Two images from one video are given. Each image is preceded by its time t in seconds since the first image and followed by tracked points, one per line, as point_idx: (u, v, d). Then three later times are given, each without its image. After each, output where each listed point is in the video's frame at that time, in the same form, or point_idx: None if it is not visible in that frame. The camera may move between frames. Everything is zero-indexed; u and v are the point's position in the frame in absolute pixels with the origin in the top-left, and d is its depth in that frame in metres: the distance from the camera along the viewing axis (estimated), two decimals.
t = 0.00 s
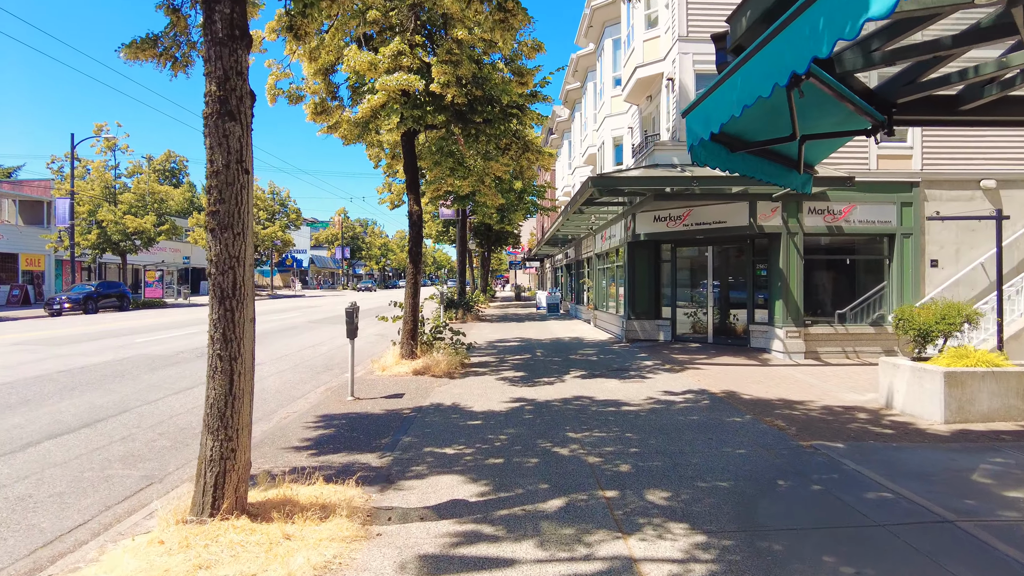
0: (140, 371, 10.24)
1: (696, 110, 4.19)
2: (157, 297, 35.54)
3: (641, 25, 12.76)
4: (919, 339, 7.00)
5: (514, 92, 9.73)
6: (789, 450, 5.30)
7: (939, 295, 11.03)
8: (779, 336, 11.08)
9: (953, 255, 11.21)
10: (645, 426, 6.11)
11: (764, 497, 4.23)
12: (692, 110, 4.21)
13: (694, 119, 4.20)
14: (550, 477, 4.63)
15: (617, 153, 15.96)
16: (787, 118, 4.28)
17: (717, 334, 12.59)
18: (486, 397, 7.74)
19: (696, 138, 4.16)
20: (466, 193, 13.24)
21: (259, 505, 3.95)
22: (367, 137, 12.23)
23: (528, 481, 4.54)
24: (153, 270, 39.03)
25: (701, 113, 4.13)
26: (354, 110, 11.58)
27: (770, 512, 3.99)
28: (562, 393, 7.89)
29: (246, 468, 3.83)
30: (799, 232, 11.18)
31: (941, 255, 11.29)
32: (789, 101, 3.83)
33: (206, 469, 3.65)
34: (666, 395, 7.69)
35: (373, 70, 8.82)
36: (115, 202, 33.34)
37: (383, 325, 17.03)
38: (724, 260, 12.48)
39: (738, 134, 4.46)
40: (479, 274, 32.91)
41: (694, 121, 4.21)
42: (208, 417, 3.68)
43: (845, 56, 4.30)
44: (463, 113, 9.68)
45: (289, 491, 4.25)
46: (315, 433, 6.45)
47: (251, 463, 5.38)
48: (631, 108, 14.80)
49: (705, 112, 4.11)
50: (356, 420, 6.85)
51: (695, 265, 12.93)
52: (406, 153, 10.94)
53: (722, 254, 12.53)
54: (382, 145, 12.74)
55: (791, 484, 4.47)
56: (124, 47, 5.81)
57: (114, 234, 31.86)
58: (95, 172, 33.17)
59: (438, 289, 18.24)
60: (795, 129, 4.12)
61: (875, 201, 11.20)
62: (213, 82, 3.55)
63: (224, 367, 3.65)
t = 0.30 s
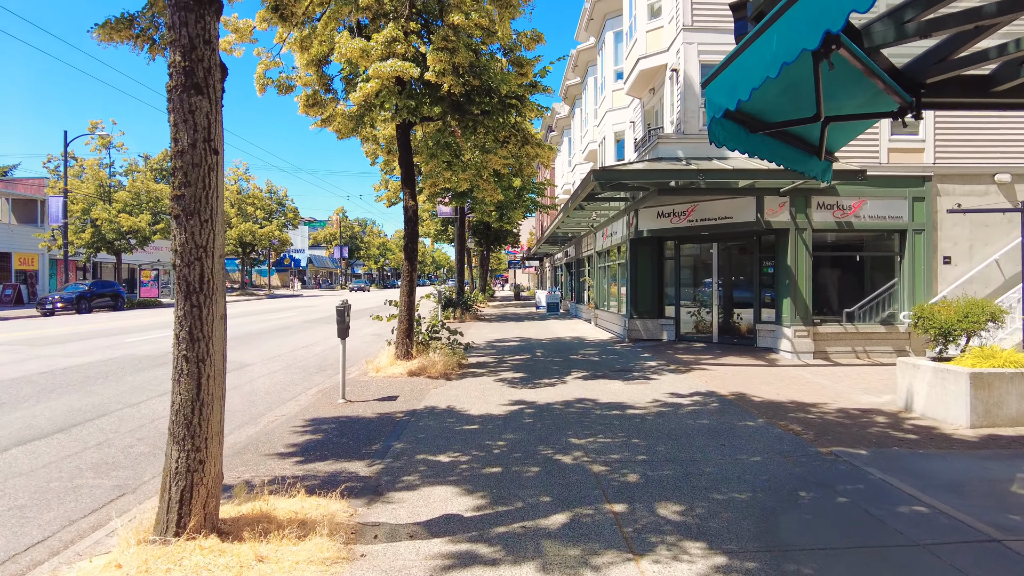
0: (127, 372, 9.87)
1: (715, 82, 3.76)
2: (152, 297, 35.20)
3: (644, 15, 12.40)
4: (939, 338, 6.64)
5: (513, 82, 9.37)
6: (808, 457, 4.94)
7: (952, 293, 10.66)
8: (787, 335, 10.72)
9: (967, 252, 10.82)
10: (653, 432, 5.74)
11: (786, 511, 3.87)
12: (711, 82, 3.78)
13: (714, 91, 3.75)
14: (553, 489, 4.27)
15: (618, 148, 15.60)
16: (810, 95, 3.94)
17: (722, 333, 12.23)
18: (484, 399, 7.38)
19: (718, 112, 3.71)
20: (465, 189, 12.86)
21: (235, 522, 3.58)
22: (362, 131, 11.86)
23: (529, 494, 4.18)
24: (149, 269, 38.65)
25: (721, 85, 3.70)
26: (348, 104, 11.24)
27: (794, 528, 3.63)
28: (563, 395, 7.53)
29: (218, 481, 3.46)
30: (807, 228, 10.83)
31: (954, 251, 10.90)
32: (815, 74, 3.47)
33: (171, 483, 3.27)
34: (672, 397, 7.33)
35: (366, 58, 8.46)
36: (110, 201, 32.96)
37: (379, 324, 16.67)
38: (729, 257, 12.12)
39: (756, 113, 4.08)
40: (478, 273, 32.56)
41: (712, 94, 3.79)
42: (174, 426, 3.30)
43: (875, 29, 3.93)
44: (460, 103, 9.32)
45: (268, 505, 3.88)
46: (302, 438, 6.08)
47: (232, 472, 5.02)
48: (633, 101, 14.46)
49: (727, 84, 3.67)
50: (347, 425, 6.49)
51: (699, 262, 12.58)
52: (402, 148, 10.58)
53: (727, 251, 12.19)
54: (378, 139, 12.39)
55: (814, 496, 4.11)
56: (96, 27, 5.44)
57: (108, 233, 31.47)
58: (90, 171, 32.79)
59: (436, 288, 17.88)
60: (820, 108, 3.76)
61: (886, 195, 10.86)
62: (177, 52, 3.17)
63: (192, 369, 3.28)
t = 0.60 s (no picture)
0: (109, 379, 9.48)
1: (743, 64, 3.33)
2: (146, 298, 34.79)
3: (646, 10, 12.05)
4: (962, 344, 6.28)
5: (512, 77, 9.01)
6: (831, 476, 4.56)
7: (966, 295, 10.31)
8: (795, 339, 10.36)
9: (980, 252, 10.47)
10: (662, 446, 5.37)
11: (815, 542, 3.50)
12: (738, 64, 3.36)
13: (743, 73, 3.31)
14: (557, 515, 3.89)
15: (619, 147, 15.24)
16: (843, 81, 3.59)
17: (727, 336, 11.86)
18: (481, 409, 7.00)
19: (751, 95, 3.25)
20: (462, 188, 12.48)
21: (202, 557, 3.19)
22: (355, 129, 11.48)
23: (531, 520, 3.81)
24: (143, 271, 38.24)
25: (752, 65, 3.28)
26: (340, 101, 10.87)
27: (827, 563, 3.26)
28: (565, 404, 7.15)
29: (184, 514, 3.06)
30: (816, 229, 10.47)
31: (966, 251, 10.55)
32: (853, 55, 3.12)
33: (127, 518, 2.88)
34: (680, 407, 6.96)
35: (357, 51, 8.10)
36: (102, 201, 32.55)
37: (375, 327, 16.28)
38: (735, 258, 11.75)
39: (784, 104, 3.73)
40: (476, 274, 32.16)
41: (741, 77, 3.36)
42: (130, 454, 2.89)
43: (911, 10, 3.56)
44: (456, 99, 8.96)
45: (242, 536, 3.50)
46: (287, 453, 5.68)
47: (208, 493, 4.63)
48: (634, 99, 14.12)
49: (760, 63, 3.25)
50: (335, 438, 6.10)
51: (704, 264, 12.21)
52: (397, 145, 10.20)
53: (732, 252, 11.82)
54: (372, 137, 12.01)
55: (844, 522, 3.74)
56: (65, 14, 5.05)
57: (101, 233, 31.05)
58: (82, 171, 32.36)
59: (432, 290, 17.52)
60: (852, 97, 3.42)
61: (897, 195, 10.51)
62: (130, 31, 2.79)
63: (150, 389, 2.89)
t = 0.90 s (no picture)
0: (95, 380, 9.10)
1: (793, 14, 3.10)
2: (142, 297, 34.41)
3: None
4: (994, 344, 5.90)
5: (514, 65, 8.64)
6: (864, 488, 4.19)
7: (986, 294, 9.99)
8: (807, 338, 9.98)
9: (999, 249, 10.14)
10: (677, 454, 4.99)
11: (859, 565, 3.13)
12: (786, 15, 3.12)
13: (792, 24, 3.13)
14: (569, 533, 3.52)
15: (623, 141, 14.87)
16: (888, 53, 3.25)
17: (736, 336, 11.49)
18: (483, 412, 6.62)
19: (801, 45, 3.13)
20: (462, 183, 12.10)
21: None
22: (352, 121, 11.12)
23: (540, 539, 3.44)
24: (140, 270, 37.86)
25: (803, 17, 3.07)
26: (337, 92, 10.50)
27: None
28: (571, 407, 6.77)
29: (147, 536, 2.69)
30: (829, 224, 10.09)
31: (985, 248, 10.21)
32: (908, 18, 2.80)
33: (78, 542, 2.50)
34: (693, 410, 6.58)
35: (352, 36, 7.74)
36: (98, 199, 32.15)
37: (373, 326, 15.89)
38: (744, 255, 11.37)
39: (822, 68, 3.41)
40: (476, 273, 31.78)
41: (789, 31, 3.15)
42: (83, 470, 2.51)
43: None
44: (456, 88, 8.58)
45: (218, 558, 3.12)
46: (275, 460, 5.30)
47: (186, 505, 4.25)
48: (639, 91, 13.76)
49: (816, 10, 3.03)
50: (328, 443, 5.72)
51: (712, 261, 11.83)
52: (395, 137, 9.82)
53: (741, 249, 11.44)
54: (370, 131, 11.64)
55: (887, 542, 3.36)
56: None
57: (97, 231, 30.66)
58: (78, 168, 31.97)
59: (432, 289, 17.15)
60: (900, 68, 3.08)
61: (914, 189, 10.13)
62: None
63: (105, 395, 2.50)
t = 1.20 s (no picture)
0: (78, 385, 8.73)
1: None
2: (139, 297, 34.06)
3: None
4: None
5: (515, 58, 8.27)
6: (900, 514, 3.81)
7: (1005, 297, 9.63)
8: (819, 343, 9.60)
9: (1018, 251, 9.79)
10: (692, 473, 4.62)
11: None
12: None
13: None
14: (577, 568, 3.15)
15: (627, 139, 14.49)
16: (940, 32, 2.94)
17: (744, 340, 11.12)
18: (483, 423, 6.25)
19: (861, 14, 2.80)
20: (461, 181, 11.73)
21: None
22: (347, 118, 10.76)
23: None
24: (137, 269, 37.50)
25: None
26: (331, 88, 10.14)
27: None
28: (575, 418, 6.40)
29: None
30: (842, 225, 9.72)
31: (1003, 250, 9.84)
32: None
33: None
34: (704, 421, 6.21)
35: (345, 26, 7.39)
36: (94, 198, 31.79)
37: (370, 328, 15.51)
38: (752, 257, 11.00)
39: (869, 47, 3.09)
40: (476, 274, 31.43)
41: None
42: (12, 511, 2.15)
43: None
44: (454, 81, 8.20)
45: None
46: (259, 477, 4.93)
47: (156, 531, 3.88)
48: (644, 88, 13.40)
49: None
50: (316, 458, 5.36)
51: (719, 263, 11.46)
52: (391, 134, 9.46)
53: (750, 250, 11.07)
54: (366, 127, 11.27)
55: None
56: None
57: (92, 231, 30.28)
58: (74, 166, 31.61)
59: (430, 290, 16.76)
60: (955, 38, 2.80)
61: (930, 189, 9.76)
62: None
63: (39, 425, 2.14)
